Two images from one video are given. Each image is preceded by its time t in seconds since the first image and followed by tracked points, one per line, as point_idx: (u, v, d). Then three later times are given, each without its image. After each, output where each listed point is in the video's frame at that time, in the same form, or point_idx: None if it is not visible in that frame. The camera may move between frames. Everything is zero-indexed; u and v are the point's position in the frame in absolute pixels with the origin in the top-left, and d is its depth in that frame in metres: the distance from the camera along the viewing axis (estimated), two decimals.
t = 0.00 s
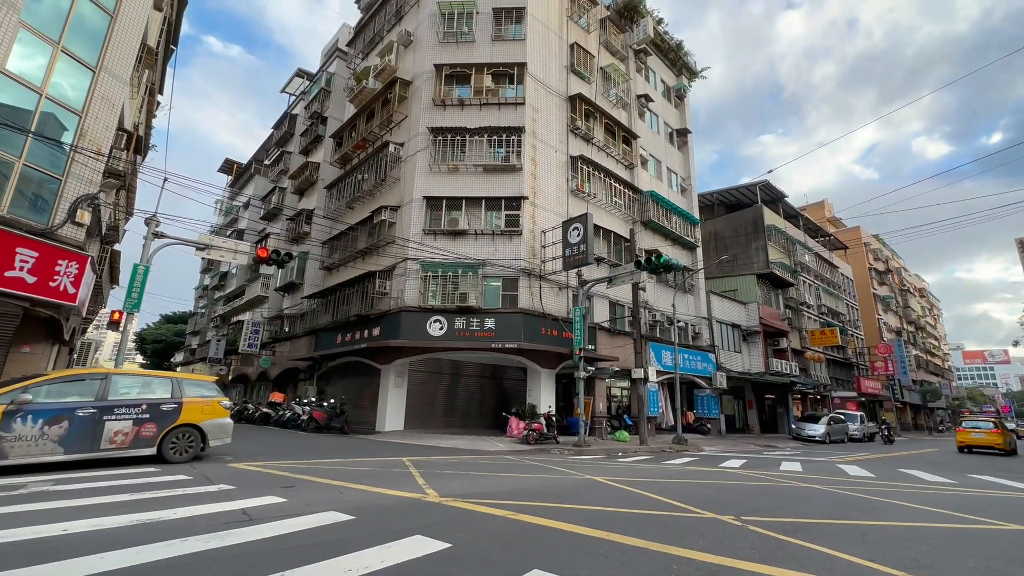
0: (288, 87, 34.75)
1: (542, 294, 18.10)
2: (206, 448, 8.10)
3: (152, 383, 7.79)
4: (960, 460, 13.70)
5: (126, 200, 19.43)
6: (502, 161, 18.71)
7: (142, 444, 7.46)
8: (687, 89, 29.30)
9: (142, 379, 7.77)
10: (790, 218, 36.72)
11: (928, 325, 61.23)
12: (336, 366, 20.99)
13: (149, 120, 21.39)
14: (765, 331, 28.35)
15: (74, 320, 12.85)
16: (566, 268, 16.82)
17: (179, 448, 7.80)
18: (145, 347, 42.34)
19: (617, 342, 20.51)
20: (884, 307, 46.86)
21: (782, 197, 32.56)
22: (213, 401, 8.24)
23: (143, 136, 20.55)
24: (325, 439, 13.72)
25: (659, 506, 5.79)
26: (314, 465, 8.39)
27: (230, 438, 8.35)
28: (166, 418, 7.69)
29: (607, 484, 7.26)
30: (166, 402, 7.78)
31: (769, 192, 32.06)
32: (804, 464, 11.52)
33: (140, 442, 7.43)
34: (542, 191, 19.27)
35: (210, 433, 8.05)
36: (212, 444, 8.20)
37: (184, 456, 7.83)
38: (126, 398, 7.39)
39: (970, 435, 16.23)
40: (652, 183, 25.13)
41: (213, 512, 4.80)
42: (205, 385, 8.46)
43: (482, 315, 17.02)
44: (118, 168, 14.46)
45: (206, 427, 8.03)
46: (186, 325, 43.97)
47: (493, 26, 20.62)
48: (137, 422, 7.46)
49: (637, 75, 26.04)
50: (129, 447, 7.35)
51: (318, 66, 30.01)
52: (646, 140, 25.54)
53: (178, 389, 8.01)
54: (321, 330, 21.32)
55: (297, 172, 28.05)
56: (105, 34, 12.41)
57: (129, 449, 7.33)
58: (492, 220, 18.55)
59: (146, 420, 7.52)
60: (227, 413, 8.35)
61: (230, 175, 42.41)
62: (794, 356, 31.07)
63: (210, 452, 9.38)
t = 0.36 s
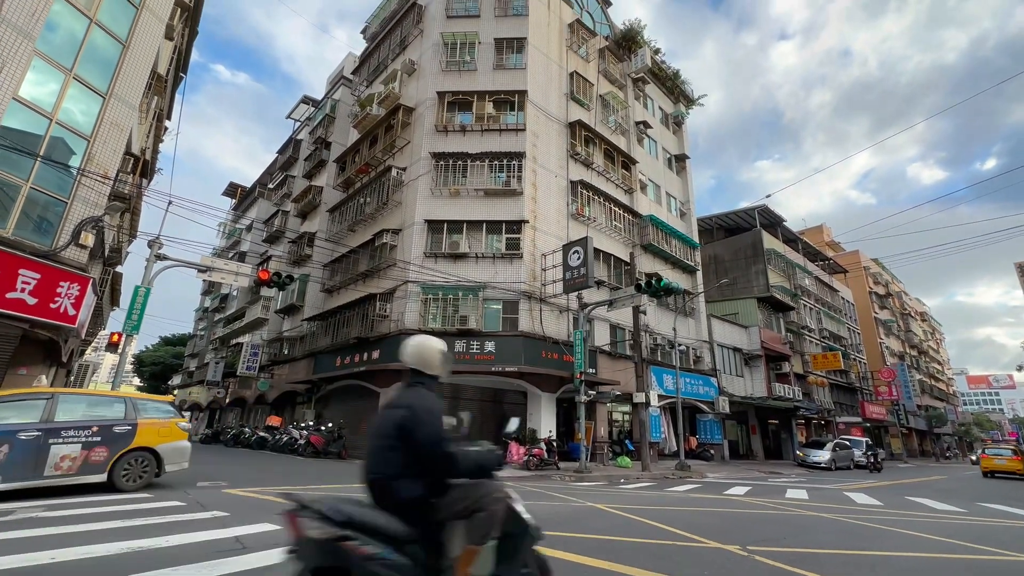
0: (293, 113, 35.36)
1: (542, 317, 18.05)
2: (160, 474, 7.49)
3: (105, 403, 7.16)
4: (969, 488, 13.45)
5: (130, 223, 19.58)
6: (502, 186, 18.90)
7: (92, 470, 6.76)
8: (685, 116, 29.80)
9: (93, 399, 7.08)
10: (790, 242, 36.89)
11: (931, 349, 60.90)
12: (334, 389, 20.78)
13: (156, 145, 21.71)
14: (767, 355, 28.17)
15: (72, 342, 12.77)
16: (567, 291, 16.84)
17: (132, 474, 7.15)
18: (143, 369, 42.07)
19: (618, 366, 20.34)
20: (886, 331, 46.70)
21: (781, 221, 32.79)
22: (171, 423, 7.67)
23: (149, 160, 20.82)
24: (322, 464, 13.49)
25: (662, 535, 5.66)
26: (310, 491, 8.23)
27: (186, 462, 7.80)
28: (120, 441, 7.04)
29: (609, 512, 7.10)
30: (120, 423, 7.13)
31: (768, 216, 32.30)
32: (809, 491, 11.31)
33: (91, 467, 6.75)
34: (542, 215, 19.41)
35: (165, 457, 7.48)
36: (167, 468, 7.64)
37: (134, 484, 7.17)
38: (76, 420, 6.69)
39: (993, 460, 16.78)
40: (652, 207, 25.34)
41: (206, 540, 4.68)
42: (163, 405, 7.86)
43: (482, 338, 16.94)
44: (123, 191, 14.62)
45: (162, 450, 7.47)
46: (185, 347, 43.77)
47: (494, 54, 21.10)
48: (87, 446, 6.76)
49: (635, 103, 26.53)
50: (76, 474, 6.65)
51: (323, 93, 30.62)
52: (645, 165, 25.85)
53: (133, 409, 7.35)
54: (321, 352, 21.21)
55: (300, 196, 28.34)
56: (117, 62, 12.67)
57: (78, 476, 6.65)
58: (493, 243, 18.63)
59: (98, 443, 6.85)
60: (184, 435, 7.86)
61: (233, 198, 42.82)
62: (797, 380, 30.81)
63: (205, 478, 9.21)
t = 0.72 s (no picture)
0: (297, 135, 35.82)
1: (542, 337, 17.97)
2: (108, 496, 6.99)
3: (47, 421, 6.63)
4: (978, 512, 13.19)
5: (132, 242, 19.65)
6: (503, 206, 19.01)
7: (31, 493, 6.21)
8: (683, 138, 30.16)
9: (34, 415, 6.56)
10: (789, 263, 36.96)
11: (934, 370, 60.45)
12: (333, 410, 20.56)
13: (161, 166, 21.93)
14: (769, 376, 27.95)
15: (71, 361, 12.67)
16: (567, 311, 16.80)
17: (76, 498, 6.63)
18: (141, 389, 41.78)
19: (618, 387, 20.15)
20: (889, 352, 46.43)
21: (780, 242, 32.91)
22: (122, 441, 7.22)
23: (154, 180, 21.02)
24: (319, 487, 13.25)
25: (666, 561, 5.52)
26: (307, 515, 8.07)
27: (138, 485, 7.31)
28: (63, 461, 6.51)
29: (611, 537, 6.94)
30: (62, 442, 6.60)
31: (767, 236, 32.41)
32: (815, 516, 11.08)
33: (28, 490, 6.19)
34: (543, 235, 19.49)
35: (115, 479, 6.99)
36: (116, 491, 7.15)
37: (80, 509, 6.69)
38: (13, 437, 6.16)
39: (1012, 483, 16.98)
40: (651, 227, 25.46)
41: (200, 565, 4.57)
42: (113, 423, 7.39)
43: (482, 358, 16.82)
44: (127, 211, 14.72)
45: (112, 471, 6.97)
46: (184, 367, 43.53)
47: (495, 78, 21.47)
48: (24, 466, 6.21)
49: (634, 125, 26.89)
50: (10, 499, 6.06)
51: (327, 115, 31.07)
52: (645, 186, 26.07)
53: (78, 427, 6.88)
54: (320, 372, 21.07)
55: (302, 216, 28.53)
56: (126, 85, 12.88)
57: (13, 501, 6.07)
58: (493, 263, 18.66)
59: (38, 463, 6.31)
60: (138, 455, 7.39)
61: (236, 219, 43.12)
62: (800, 402, 30.50)
63: (200, 501, 9.04)
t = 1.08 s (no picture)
0: (300, 157, 36.25)
1: (543, 358, 17.87)
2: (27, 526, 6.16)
3: None
4: (990, 538, 12.90)
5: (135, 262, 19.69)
6: (503, 227, 19.12)
7: None
8: (681, 160, 30.49)
9: None
10: (789, 283, 36.99)
11: (938, 391, 59.88)
12: (331, 431, 20.30)
13: (166, 186, 22.12)
14: (772, 397, 27.66)
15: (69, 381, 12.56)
16: (567, 331, 16.75)
17: None
18: (137, 410, 41.40)
19: (619, 408, 19.94)
20: (891, 373, 46.11)
21: (779, 262, 32.99)
22: (47, 463, 6.49)
23: (158, 201, 21.20)
24: (316, 511, 13.01)
25: None
26: (303, 539, 7.87)
27: (64, 513, 6.55)
28: None
29: (613, 563, 6.81)
30: None
31: (767, 257, 32.51)
32: (822, 541, 10.83)
33: None
34: (543, 255, 19.55)
35: (39, 507, 6.21)
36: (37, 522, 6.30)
37: None
38: None
39: None
40: (651, 247, 25.54)
41: None
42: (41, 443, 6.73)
43: (482, 379, 16.69)
44: (130, 231, 14.79)
45: (34, 496, 6.21)
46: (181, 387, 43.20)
47: (496, 101, 21.81)
48: None
49: (633, 147, 27.21)
50: None
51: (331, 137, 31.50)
52: (644, 207, 26.26)
53: None
54: (319, 393, 20.88)
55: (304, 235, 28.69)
56: (133, 108, 13.07)
57: None
58: (494, 283, 18.67)
59: None
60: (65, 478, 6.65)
61: (238, 238, 43.38)
62: (803, 423, 30.15)
63: (194, 525, 8.83)
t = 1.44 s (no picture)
0: (303, 175, 36.56)
1: (543, 376, 17.73)
2: None
3: None
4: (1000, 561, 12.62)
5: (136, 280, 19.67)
6: (504, 244, 19.17)
7: None
8: (681, 179, 30.72)
9: None
10: (789, 301, 36.95)
11: (942, 410, 59.32)
12: (329, 450, 20.04)
13: (169, 204, 22.23)
14: (774, 416, 27.36)
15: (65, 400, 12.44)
16: (567, 349, 16.68)
17: None
18: (133, 429, 40.98)
19: (621, 427, 19.73)
20: (895, 392, 45.75)
21: (779, 280, 33.01)
22: None
23: (161, 219, 21.29)
24: (313, 532, 12.77)
25: None
26: (300, 563, 7.68)
27: None
28: None
29: None
30: None
31: (766, 274, 32.55)
32: (829, 564, 10.60)
33: None
34: (543, 273, 19.56)
35: None
36: None
37: None
38: None
39: None
40: (651, 265, 25.57)
41: None
42: None
43: (482, 397, 16.53)
44: (132, 249, 14.80)
45: None
46: (179, 406, 42.84)
47: (497, 121, 22.08)
48: None
49: (632, 167, 27.44)
50: None
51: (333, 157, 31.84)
52: (644, 225, 26.37)
53: None
54: (317, 412, 20.67)
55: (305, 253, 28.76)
56: (138, 128, 13.22)
57: None
58: (494, 301, 18.64)
59: None
60: None
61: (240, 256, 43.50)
62: (807, 443, 29.78)
63: (188, 548, 8.62)
